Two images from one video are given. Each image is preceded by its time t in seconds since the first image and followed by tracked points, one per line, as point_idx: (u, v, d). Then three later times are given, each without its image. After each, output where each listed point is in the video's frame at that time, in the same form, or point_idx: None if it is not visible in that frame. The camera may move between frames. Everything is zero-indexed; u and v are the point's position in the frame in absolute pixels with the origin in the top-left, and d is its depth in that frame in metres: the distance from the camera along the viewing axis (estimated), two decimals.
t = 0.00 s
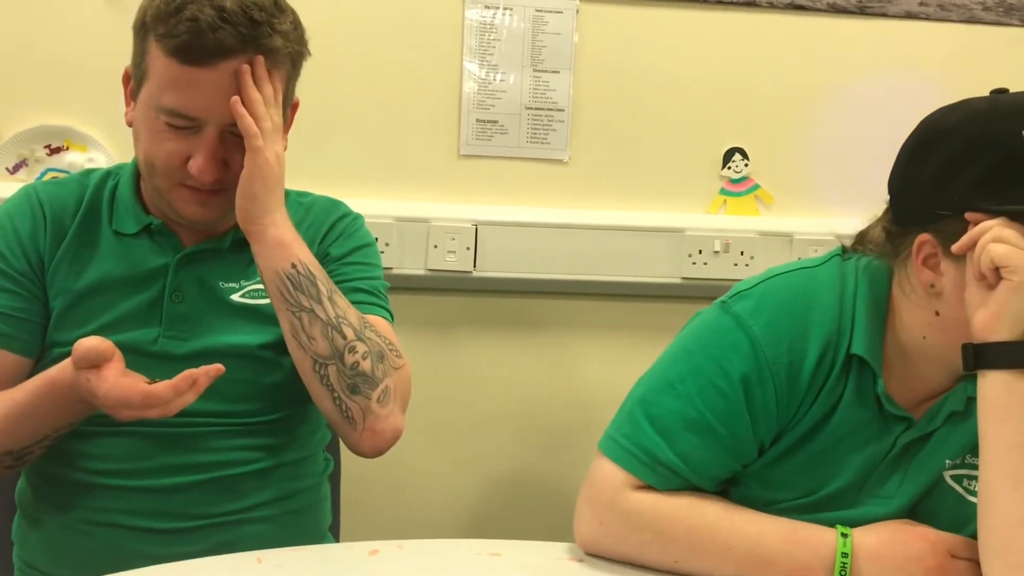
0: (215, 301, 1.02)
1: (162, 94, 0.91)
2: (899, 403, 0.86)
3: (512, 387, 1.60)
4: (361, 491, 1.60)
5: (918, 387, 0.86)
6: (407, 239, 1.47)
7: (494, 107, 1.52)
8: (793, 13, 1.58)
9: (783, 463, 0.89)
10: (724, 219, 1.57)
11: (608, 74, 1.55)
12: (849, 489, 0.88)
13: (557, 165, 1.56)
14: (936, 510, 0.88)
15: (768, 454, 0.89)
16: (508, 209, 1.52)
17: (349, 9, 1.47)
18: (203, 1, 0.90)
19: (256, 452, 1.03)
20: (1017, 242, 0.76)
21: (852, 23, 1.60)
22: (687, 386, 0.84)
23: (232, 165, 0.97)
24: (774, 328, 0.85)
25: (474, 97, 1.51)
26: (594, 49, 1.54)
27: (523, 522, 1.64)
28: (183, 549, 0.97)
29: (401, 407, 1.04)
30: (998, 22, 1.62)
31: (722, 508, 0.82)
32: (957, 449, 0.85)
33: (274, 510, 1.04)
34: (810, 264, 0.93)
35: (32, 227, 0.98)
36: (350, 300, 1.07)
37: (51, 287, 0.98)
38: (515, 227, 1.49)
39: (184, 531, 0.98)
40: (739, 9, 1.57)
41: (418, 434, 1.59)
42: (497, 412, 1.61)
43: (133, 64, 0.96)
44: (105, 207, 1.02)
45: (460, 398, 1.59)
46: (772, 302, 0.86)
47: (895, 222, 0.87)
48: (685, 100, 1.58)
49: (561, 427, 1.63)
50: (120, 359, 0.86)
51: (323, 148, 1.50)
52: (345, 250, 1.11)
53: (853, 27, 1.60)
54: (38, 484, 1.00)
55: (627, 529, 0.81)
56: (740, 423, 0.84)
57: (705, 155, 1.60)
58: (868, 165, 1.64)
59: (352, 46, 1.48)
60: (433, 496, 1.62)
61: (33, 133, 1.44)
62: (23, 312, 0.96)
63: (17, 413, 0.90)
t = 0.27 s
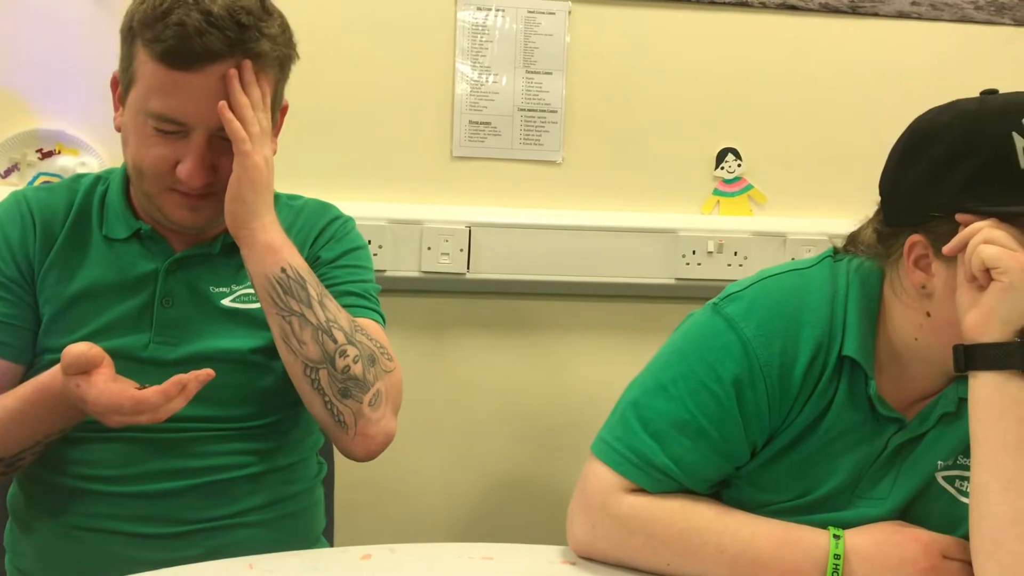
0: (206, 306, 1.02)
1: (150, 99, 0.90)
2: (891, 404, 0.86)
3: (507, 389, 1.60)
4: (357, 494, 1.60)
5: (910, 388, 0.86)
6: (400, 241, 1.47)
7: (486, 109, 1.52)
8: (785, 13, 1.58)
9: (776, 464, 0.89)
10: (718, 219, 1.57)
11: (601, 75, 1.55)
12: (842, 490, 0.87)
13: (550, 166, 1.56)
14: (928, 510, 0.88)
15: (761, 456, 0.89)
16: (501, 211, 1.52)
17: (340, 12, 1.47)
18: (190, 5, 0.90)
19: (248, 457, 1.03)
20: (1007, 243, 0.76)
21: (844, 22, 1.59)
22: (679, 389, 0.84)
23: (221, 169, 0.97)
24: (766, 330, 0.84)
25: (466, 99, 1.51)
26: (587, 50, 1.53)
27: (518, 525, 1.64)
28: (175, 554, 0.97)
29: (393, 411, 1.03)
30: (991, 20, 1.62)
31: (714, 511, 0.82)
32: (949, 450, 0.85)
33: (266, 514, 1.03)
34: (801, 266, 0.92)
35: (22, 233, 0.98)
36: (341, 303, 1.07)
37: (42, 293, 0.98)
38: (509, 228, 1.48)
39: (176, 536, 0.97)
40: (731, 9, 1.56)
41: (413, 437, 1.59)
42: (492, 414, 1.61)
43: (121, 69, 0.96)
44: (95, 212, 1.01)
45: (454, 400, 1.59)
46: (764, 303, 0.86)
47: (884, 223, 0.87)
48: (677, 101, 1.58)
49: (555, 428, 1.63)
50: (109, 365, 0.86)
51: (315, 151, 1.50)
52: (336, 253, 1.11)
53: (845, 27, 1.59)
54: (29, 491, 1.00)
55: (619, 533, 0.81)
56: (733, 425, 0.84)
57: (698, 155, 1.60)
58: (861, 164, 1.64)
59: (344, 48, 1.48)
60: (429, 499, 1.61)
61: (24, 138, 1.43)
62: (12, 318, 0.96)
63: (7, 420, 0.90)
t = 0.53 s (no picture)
0: (200, 305, 1.01)
1: (144, 96, 0.90)
2: (889, 403, 0.86)
3: (503, 388, 1.60)
4: (352, 493, 1.59)
5: (910, 387, 0.86)
6: (397, 239, 1.46)
7: (483, 106, 1.51)
8: (783, 11, 1.57)
9: (774, 464, 0.89)
10: (715, 218, 1.57)
11: (598, 73, 1.54)
12: (841, 489, 0.87)
13: (547, 164, 1.55)
14: (925, 509, 0.88)
15: (759, 455, 0.88)
16: (498, 209, 1.51)
17: (336, 9, 1.46)
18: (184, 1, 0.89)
19: (243, 456, 1.02)
20: (1005, 241, 0.75)
21: (842, 20, 1.59)
22: (677, 387, 0.83)
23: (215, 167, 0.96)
24: (764, 328, 0.84)
25: (463, 96, 1.50)
26: (584, 48, 1.53)
27: (515, 524, 1.64)
28: (170, 555, 0.96)
29: (389, 409, 1.03)
30: (988, 19, 1.62)
31: (713, 510, 0.82)
32: (948, 450, 0.85)
33: (261, 514, 1.03)
34: (800, 264, 0.92)
35: (14, 231, 0.97)
36: (336, 301, 1.06)
37: (34, 291, 0.97)
38: (506, 226, 1.48)
39: (171, 536, 0.96)
40: (728, 6, 1.56)
41: (410, 436, 1.58)
42: (489, 413, 1.60)
43: (114, 65, 0.95)
44: (88, 210, 1.00)
45: (451, 399, 1.58)
46: (763, 302, 0.86)
47: (883, 221, 0.87)
48: (674, 99, 1.57)
49: (552, 427, 1.62)
50: (102, 363, 0.85)
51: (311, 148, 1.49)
52: (331, 251, 1.10)
53: (843, 25, 1.59)
54: (22, 491, 0.99)
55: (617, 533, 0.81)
56: (732, 424, 0.83)
57: (695, 153, 1.59)
58: (859, 162, 1.64)
59: (340, 45, 1.47)
60: (425, 498, 1.61)
61: (17, 135, 1.42)
62: (5, 317, 0.95)
63: None
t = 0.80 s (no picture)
0: (201, 299, 1.02)
1: (146, 90, 0.90)
2: (886, 399, 0.86)
3: (502, 384, 1.60)
4: (351, 488, 1.60)
5: (907, 384, 0.86)
6: (397, 235, 1.47)
7: (484, 103, 1.51)
8: (783, 9, 1.58)
9: (772, 460, 0.89)
10: (715, 216, 1.57)
11: (598, 71, 1.54)
12: (838, 485, 0.88)
13: (547, 161, 1.56)
14: (922, 505, 0.88)
15: (757, 451, 0.89)
16: (498, 206, 1.52)
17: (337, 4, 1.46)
18: None
19: (242, 450, 1.03)
20: (1000, 240, 0.76)
21: (842, 19, 1.59)
22: (676, 383, 0.84)
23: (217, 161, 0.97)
24: (763, 325, 0.85)
25: (464, 93, 1.51)
26: (585, 45, 1.53)
27: (512, 519, 1.64)
28: (171, 547, 0.97)
29: (389, 404, 1.03)
30: (988, 19, 1.63)
31: (711, 505, 0.82)
32: (945, 446, 0.86)
33: (261, 508, 1.03)
34: (798, 261, 0.93)
35: (16, 224, 0.97)
36: (337, 296, 1.07)
37: (36, 284, 0.97)
38: (506, 223, 1.48)
39: (171, 529, 0.97)
40: (729, 5, 1.56)
41: (408, 431, 1.59)
42: (487, 409, 1.61)
43: (116, 59, 0.95)
44: (90, 204, 1.01)
45: (450, 394, 1.59)
46: (761, 298, 0.86)
47: (880, 218, 0.88)
48: (675, 97, 1.58)
49: (550, 423, 1.63)
50: (103, 357, 0.85)
51: (312, 144, 1.49)
52: (332, 246, 1.10)
53: (843, 24, 1.60)
54: (23, 483, 0.99)
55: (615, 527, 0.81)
56: (730, 420, 0.84)
57: (695, 151, 1.60)
58: (858, 161, 1.65)
59: (341, 41, 1.47)
60: (423, 493, 1.61)
61: (18, 128, 1.42)
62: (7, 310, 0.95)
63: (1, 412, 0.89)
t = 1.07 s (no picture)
0: (203, 296, 1.02)
1: (148, 88, 0.90)
2: (888, 397, 0.86)
3: (504, 382, 1.60)
4: (352, 486, 1.60)
5: (908, 382, 0.86)
6: (399, 234, 1.47)
7: (486, 101, 1.51)
8: (786, 8, 1.57)
9: (772, 458, 0.89)
10: (717, 215, 1.57)
11: (601, 69, 1.54)
12: (839, 483, 0.88)
13: (549, 160, 1.55)
14: (924, 505, 0.88)
15: (757, 449, 0.89)
16: (500, 204, 1.52)
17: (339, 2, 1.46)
18: None
19: (244, 448, 1.03)
20: (1000, 239, 0.76)
21: (845, 18, 1.59)
22: (676, 381, 0.84)
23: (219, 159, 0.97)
24: (763, 323, 0.85)
25: (466, 91, 1.51)
26: (587, 44, 1.53)
27: (513, 517, 1.64)
28: (174, 545, 0.97)
29: (391, 402, 1.03)
30: (991, 18, 1.62)
31: (713, 504, 0.82)
32: (946, 445, 0.85)
33: (263, 505, 1.04)
34: (798, 258, 0.93)
35: (19, 221, 0.97)
36: (339, 294, 1.07)
37: (38, 282, 0.97)
38: (507, 221, 1.48)
39: (173, 527, 0.97)
40: (732, 3, 1.56)
41: (410, 429, 1.59)
42: (489, 407, 1.61)
43: (119, 56, 0.95)
44: (92, 201, 1.01)
45: (452, 393, 1.59)
46: (762, 295, 0.86)
47: (880, 217, 0.87)
48: (677, 96, 1.57)
49: (551, 422, 1.63)
50: (105, 357, 0.86)
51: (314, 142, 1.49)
52: (334, 244, 1.10)
53: (846, 23, 1.59)
54: (25, 480, 0.99)
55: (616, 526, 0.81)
56: (731, 418, 0.84)
57: (697, 150, 1.60)
58: (860, 160, 1.64)
59: (343, 39, 1.47)
60: (424, 491, 1.61)
61: (21, 126, 1.42)
62: (9, 308, 0.95)
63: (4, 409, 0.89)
